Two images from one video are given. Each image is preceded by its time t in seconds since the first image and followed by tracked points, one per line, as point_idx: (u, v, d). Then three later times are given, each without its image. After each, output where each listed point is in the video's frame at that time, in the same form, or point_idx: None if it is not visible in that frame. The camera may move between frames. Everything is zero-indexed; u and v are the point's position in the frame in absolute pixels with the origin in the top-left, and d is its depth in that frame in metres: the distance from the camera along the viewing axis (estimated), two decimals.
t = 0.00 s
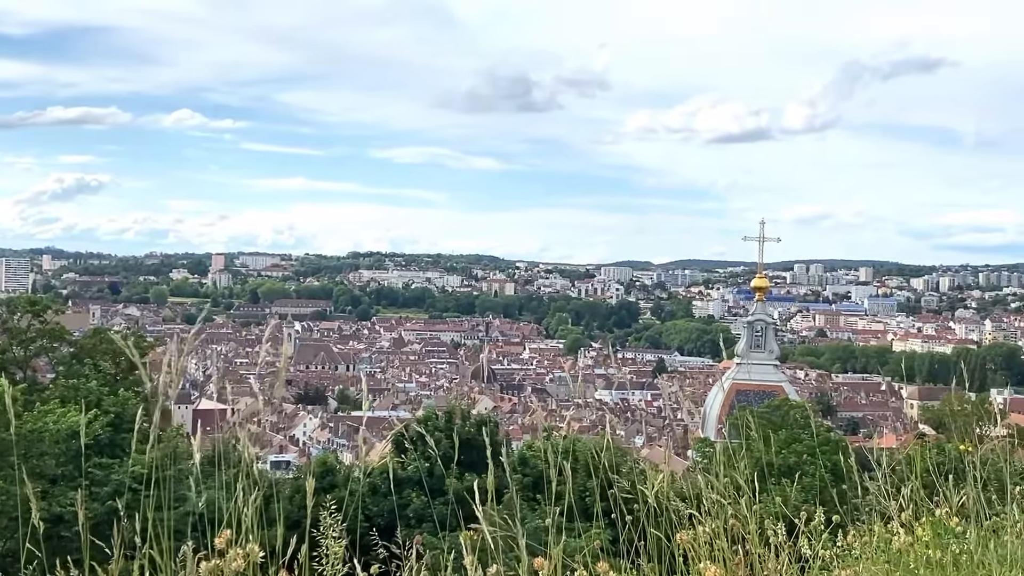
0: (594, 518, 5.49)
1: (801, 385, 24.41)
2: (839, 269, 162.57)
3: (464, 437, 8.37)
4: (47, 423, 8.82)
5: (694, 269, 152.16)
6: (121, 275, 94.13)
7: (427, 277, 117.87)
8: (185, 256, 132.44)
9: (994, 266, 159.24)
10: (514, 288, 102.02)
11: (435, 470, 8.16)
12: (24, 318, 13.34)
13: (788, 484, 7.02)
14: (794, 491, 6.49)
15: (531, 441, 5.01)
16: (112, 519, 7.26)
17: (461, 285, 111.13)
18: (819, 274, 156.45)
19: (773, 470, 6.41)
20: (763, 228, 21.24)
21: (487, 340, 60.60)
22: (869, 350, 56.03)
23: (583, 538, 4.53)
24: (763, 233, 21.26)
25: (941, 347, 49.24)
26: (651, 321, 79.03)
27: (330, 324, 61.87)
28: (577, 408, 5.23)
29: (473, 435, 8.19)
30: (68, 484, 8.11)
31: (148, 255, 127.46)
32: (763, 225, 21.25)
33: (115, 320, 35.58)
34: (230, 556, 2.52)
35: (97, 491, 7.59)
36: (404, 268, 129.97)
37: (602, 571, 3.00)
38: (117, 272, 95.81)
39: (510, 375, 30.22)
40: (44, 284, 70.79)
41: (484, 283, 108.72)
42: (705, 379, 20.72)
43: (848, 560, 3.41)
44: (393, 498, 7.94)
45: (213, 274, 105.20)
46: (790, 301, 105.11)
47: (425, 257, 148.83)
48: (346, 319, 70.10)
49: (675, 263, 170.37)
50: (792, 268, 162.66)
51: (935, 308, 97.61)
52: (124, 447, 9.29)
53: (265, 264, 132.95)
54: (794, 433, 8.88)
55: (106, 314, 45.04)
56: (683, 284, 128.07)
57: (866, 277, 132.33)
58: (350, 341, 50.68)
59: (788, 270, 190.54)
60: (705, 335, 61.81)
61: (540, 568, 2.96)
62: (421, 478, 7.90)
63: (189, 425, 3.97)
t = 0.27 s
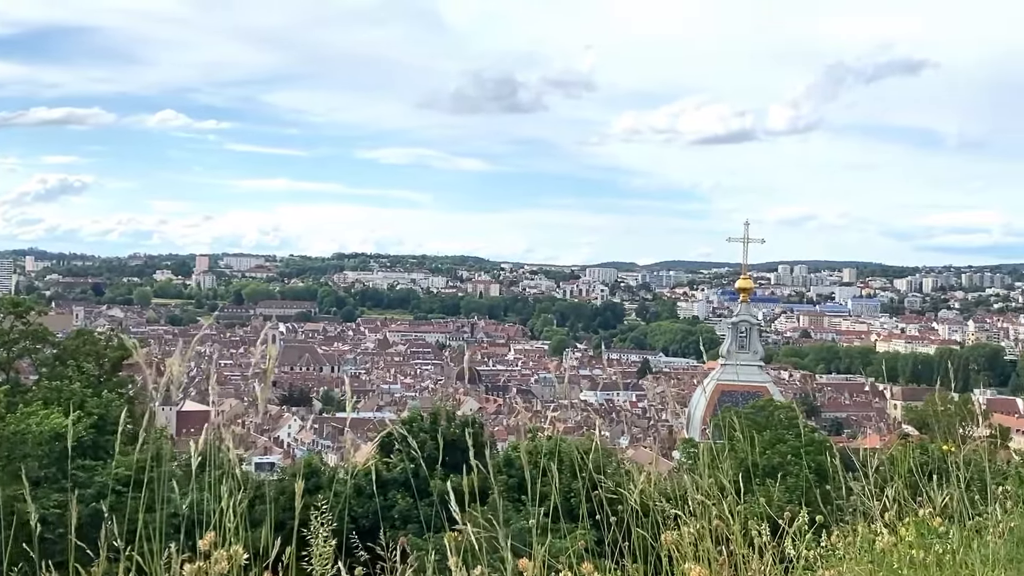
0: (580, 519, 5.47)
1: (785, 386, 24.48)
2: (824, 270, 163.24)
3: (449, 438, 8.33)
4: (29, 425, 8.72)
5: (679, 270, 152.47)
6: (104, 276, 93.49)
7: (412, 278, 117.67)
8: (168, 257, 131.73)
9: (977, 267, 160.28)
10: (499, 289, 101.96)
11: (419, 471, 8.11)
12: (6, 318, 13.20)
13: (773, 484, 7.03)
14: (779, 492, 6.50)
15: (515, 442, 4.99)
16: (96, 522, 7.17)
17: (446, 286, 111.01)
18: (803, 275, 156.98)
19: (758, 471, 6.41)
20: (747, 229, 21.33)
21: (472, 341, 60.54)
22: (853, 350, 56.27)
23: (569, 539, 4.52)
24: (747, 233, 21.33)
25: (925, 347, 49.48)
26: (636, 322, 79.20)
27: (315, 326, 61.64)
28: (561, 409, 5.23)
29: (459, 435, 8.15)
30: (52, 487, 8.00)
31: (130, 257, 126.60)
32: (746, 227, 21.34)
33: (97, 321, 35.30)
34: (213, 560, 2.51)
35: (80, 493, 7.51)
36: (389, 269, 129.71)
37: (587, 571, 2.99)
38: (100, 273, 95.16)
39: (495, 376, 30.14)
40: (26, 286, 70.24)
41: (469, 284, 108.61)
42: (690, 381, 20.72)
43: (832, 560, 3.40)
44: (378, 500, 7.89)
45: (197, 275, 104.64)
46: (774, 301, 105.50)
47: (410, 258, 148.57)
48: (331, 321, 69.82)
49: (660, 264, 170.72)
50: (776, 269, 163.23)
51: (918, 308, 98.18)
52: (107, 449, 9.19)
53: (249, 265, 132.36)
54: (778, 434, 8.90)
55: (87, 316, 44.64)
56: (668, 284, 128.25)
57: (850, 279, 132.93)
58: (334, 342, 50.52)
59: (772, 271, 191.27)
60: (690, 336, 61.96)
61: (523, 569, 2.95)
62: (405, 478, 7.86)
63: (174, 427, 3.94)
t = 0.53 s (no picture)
0: (567, 520, 5.46)
1: (769, 386, 24.57)
2: (808, 270, 163.99)
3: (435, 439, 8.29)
4: (12, 426, 8.63)
5: (663, 270, 152.84)
6: (88, 277, 92.88)
7: (397, 279, 117.44)
8: (152, 258, 131.01)
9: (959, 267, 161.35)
10: (484, 290, 101.88)
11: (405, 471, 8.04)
12: None
13: (757, 484, 7.04)
14: (763, 492, 6.51)
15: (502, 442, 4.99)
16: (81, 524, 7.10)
17: (431, 287, 110.86)
18: (787, 275, 157.62)
19: (742, 472, 6.43)
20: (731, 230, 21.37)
21: (457, 342, 60.47)
22: (837, 350, 56.54)
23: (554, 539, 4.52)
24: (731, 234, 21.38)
25: (908, 347, 49.75)
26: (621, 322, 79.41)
27: (300, 327, 61.38)
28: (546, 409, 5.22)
29: (444, 436, 8.12)
30: (35, 490, 7.91)
31: (114, 257, 125.95)
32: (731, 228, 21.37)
33: (80, 323, 35.07)
34: (198, 562, 2.49)
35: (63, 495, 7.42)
36: (374, 270, 129.44)
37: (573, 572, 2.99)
38: (83, 274, 94.48)
39: (480, 376, 30.14)
40: (8, 287, 69.69)
41: (454, 285, 108.59)
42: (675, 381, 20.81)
43: (815, 560, 3.42)
44: (363, 500, 7.82)
45: (181, 275, 104.06)
46: (759, 302, 105.88)
47: (395, 258, 148.37)
48: (316, 321, 69.67)
49: (644, 264, 171.04)
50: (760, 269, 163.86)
51: (901, 308, 98.73)
52: (93, 451, 9.11)
53: (233, 266, 131.79)
54: (762, 433, 8.93)
55: (71, 317, 44.37)
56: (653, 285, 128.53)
57: (833, 279, 133.59)
58: (319, 343, 50.35)
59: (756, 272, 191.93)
60: (674, 338, 62.17)
61: (509, 569, 2.94)
62: (391, 479, 7.82)
63: (158, 428, 3.92)
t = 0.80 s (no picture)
0: (553, 520, 5.44)
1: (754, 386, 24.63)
2: (792, 271, 164.57)
3: (420, 440, 8.25)
4: None
5: (648, 271, 153.10)
6: (70, 278, 92.17)
7: (382, 279, 117.16)
8: (135, 259, 130.18)
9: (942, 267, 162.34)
10: (469, 291, 101.76)
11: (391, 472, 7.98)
12: None
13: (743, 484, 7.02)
14: (748, 492, 6.52)
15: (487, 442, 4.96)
16: (65, 527, 7.03)
17: (416, 287, 110.63)
18: (772, 275, 158.18)
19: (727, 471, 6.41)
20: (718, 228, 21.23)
21: (442, 342, 60.36)
22: (820, 350, 56.74)
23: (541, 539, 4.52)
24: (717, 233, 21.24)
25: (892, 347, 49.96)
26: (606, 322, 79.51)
27: (284, 327, 61.09)
28: (532, 410, 5.20)
29: (430, 437, 8.08)
30: (17, 491, 7.83)
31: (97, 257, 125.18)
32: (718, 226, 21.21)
33: (62, 324, 34.80)
34: (181, 564, 2.46)
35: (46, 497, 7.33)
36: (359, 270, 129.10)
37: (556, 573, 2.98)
38: (65, 274, 93.77)
39: (466, 376, 30.12)
40: None
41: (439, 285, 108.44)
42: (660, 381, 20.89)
43: (800, 560, 3.41)
44: (349, 502, 7.76)
45: (164, 276, 103.45)
46: (743, 302, 106.21)
47: (380, 258, 148.02)
48: (300, 322, 69.46)
49: (629, 264, 171.29)
50: (745, 269, 164.37)
51: (885, 308, 99.24)
52: (75, 453, 9.02)
53: (217, 267, 131.12)
54: (747, 433, 8.92)
55: (54, 318, 44.08)
56: (638, 285, 128.75)
57: (817, 279, 134.19)
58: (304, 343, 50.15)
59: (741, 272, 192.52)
60: (659, 338, 62.29)
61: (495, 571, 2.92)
62: (376, 480, 7.77)
63: (143, 430, 3.86)
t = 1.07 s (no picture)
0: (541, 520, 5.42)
1: (738, 386, 24.67)
2: (776, 271, 165.23)
3: (405, 440, 8.21)
4: None
5: (633, 271, 153.30)
6: (52, 279, 91.48)
7: (367, 280, 116.88)
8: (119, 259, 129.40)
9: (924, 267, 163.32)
10: (454, 291, 101.63)
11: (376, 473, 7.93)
12: None
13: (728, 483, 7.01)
14: (733, 493, 6.52)
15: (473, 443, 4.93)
16: (48, 529, 6.96)
17: (400, 288, 110.42)
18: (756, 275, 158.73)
19: (712, 470, 6.40)
20: (702, 229, 20.78)
21: (427, 343, 60.26)
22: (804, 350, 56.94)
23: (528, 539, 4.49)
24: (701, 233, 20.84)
25: (875, 347, 50.21)
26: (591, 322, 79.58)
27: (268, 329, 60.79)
28: (518, 411, 5.19)
29: (415, 438, 8.05)
30: None
31: (79, 258, 124.34)
32: (701, 227, 20.75)
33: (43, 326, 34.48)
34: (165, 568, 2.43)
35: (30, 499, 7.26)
36: (343, 270, 128.73)
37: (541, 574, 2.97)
38: (47, 276, 93.09)
39: (450, 377, 30.06)
40: None
41: (424, 286, 108.27)
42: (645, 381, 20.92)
43: (782, 559, 3.42)
44: (334, 503, 7.71)
45: (148, 277, 102.84)
46: (728, 302, 106.52)
47: (365, 259, 147.67)
48: (285, 323, 69.22)
49: (614, 265, 171.50)
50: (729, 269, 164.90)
51: (869, 308, 99.75)
52: (58, 455, 8.94)
53: (201, 268, 130.49)
54: (731, 433, 8.92)
55: (36, 319, 43.78)
56: (622, 286, 128.94)
57: (801, 279, 134.73)
58: (288, 345, 49.93)
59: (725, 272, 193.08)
60: (644, 337, 62.37)
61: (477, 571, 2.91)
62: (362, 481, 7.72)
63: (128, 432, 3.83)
